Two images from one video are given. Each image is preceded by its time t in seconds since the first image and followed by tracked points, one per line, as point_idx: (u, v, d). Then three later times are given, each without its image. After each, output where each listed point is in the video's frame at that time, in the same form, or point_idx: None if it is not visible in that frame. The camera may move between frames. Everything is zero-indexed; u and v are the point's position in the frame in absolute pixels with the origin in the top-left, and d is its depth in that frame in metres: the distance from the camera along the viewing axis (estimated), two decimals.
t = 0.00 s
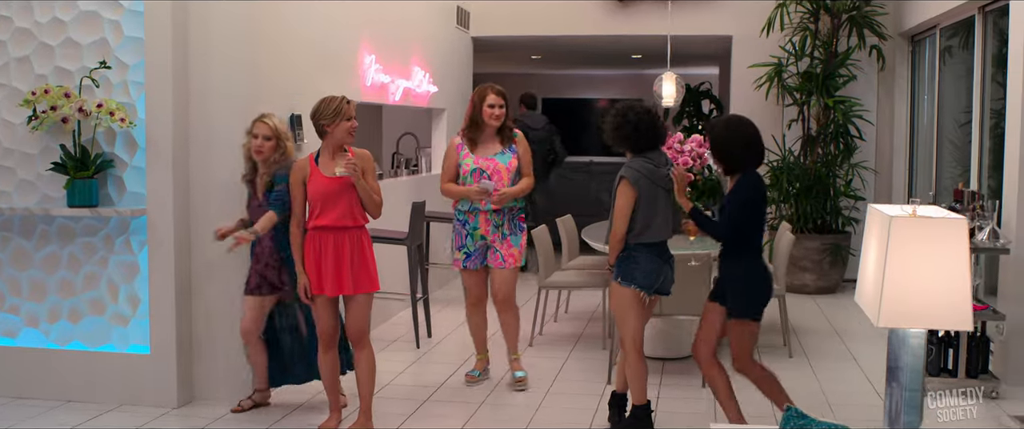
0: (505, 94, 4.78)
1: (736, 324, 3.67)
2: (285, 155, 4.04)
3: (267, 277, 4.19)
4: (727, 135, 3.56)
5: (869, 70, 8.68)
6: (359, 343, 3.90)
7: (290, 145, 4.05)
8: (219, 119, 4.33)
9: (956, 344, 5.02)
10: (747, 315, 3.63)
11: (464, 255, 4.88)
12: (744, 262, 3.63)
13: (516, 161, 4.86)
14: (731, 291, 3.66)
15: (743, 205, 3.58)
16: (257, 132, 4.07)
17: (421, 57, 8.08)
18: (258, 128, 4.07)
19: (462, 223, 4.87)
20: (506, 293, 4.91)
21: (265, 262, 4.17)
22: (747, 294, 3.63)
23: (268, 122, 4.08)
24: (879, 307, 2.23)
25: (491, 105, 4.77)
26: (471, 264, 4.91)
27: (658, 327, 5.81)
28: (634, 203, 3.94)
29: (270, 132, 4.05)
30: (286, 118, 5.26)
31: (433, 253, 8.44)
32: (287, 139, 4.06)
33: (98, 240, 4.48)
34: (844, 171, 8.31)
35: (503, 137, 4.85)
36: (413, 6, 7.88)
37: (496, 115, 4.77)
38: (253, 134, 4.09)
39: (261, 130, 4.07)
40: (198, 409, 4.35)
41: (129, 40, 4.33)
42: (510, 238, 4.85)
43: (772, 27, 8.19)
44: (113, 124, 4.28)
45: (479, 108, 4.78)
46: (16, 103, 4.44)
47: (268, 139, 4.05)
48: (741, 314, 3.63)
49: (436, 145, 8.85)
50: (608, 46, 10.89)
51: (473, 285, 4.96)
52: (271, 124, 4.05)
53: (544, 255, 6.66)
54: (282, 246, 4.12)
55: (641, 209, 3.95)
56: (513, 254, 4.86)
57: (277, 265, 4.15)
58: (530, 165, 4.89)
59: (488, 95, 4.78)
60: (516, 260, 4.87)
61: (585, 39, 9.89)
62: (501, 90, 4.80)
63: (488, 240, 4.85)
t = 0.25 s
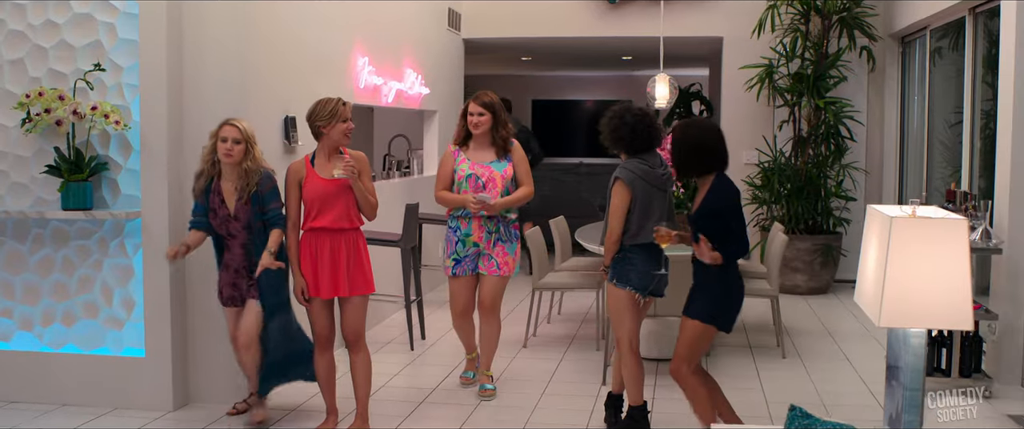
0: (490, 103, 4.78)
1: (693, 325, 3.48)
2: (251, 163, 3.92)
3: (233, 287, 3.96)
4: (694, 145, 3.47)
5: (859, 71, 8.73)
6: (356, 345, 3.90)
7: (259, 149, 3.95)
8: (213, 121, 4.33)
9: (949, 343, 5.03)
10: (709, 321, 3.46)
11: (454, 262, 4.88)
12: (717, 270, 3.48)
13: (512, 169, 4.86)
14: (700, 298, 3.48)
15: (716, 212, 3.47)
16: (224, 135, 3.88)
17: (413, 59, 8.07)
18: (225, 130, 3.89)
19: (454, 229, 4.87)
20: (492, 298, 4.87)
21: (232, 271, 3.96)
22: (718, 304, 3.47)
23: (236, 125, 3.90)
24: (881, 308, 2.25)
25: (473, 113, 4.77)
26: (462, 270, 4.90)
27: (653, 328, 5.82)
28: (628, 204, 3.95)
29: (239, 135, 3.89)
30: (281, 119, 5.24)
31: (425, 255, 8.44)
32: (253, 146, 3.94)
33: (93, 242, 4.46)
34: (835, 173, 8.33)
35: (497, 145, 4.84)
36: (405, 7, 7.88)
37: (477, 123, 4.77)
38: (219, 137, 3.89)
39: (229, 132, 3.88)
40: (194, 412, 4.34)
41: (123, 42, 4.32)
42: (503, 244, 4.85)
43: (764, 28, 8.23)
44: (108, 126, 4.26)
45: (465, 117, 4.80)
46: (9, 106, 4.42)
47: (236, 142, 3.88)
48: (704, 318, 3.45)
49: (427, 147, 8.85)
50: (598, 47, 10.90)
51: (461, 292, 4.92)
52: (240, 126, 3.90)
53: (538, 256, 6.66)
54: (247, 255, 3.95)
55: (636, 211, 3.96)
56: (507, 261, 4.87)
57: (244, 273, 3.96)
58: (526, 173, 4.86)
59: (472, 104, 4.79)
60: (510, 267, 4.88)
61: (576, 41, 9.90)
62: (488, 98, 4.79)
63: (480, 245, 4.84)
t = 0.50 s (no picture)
0: (488, 99, 4.76)
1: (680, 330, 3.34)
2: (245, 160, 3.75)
3: (207, 293, 3.71)
4: (653, 158, 3.32)
5: (853, 71, 8.69)
6: (358, 344, 3.89)
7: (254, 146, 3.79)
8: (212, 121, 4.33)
9: (948, 342, 5.01)
10: (694, 326, 3.32)
11: (452, 255, 4.89)
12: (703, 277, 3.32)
13: (507, 165, 4.84)
14: (679, 305, 3.34)
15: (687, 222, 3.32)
16: (215, 130, 3.70)
17: (409, 59, 8.07)
18: (218, 125, 3.71)
19: (451, 224, 4.89)
20: (489, 295, 4.91)
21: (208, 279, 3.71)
22: (705, 308, 3.31)
23: (230, 120, 3.73)
24: (887, 304, 2.28)
25: (471, 109, 4.76)
26: (461, 264, 4.90)
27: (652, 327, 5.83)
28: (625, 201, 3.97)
29: (233, 130, 3.72)
30: (279, 120, 5.23)
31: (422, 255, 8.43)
32: (247, 143, 3.77)
33: (91, 243, 4.45)
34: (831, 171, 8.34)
35: (491, 141, 4.83)
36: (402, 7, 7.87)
37: (474, 118, 4.76)
38: (211, 132, 3.71)
39: (222, 126, 3.70)
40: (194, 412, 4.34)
41: (121, 42, 4.31)
42: (498, 240, 4.85)
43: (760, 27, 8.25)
44: (107, 126, 4.26)
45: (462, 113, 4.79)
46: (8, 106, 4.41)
47: (230, 137, 3.70)
48: (691, 324, 3.31)
49: (424, 147, 8.84)
50: (593, 46, 10.90)
51: (455, 289, 4.96)
52: (235, 121, 3.73)
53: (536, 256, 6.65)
54: (229, 262, 3.72)
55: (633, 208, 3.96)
56: (500, 257, 4.87)
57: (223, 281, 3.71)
58: (521, 169, 4.84)
59: (470, 100, 4.77)
60: (504, 262, 4.89)
61: (571, 40, 9.89)
62: (485, 94, 4.78)
63: (476, 240, 4.85)
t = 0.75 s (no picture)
0: (489, 107, 4.77)
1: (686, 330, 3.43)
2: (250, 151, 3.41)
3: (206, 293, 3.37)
4: (618, 166, 3.60)
5: (855, 69, 8.72)
6: (363, 343, 3.90)
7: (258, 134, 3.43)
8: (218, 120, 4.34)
9: (952, 340, 5.00)
10: (695, 324, 3.42)
11: (449, 258, 4.94)
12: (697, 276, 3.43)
13: (504, 172, 4.82)
14: (680, 305, 3.44)
15: (667, 224, 3.48)
16: (215, 118, 3.34)
17: (411, 58, 8.06)
18: (217, 112, 3.35)
19: (449, 228, 4.93)
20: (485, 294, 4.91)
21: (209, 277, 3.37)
22: (703, 306, 3.41)
23: (230, 105, 3.37)
24: (898, 302, 2.28)
25: (472, 116, 4.77)
26: (457, 267, 4.95)
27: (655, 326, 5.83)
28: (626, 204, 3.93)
29: (235, 118, 3.35)
30: (284, 119, 5.23)
31: (423, 254, 8.43)
32: (250, 131, 3.41)
33: (96, 242, 4.45)
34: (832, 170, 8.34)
35: (491, 148, 4.82)
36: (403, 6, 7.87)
37: (475, 126, 4.77)
38: (210, 120, 3.35)
39: (222, 115, 3.34)
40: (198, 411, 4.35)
41: (125, 41, 4.31)
42: (494, 243, 4.85)
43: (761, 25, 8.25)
44: (112, 125, 4.26)
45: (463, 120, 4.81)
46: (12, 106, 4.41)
47: (232, 125, 3.35)
48: (692, 323, 3.41)
49: (425, 145, 8.84)
50: (594, 45, 10.89)
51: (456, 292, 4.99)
52: (237, 108, 3.37)
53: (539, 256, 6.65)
54: (237, 258, 3.39)
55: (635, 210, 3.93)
56: (496, 259, 4.87)
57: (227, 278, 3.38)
58: (518, 177, 4.81)
59: (471, 108, 4.78)
60: (500, 265, 4.88)
61: (572, 39, 9.88)
62: (487, 103, 4.80)
63: (472, 245, 4.88)
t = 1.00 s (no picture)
0: (485, 98, 4.77)
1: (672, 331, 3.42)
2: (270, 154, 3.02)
3: (224, 315, 2.94)
4: (596, 173, 3.47)
5: (854, 68, 8.71)
6: (367, 343, 3.89)
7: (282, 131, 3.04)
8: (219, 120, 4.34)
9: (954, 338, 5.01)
10: (677, 325, 3.40)
11: (449, 248, 4.91)
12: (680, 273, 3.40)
13: (504, 161, 4.85)
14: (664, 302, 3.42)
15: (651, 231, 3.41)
16: (235, 115, 2.93)
17: (412, 56, 8.06)
18: (240, 109, 2.93)
19: (450, 219, 4.91)
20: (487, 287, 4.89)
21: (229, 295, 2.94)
22: (685, 308, 3.39)
23: (253, 100, 2.97)
24: (910, 300, 2.31)
25: (468, 108, 4.77)
26: (459, 257, 4.92)
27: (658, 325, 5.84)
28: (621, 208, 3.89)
29: (259, 116, 2.95)
30: (286, 118, 5.23)
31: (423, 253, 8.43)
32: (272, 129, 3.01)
33: (99, 242, 4.45)
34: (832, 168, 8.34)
35: (489, 137, 4.84)
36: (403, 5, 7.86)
37: (473, 118, 4.76)
38: (228, 118, 2.94)
39: (244, 112, 2.93)
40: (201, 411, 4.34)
41: (128, 40, 4.31)
42: (496, 231, 4.83)
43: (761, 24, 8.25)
44: (115, 125, 4.25)
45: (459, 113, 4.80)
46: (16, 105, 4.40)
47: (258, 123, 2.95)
48: (674, 323, 3.39)
49: (425, 144, 8.83)
50: (593, 44, 10.89)
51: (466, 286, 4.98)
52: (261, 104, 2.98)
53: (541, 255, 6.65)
54: (255, 272, 2.95)
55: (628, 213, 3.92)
56: (499, 247, 4.83)
57: (247, 298, 2.95)
58: (519, 167, 4.84)
59: (467, 100, 4.78)
60: (503, 252, 4.84)
61: (572, 37, 9.87)
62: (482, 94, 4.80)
63: (475, 234, 4.85)
